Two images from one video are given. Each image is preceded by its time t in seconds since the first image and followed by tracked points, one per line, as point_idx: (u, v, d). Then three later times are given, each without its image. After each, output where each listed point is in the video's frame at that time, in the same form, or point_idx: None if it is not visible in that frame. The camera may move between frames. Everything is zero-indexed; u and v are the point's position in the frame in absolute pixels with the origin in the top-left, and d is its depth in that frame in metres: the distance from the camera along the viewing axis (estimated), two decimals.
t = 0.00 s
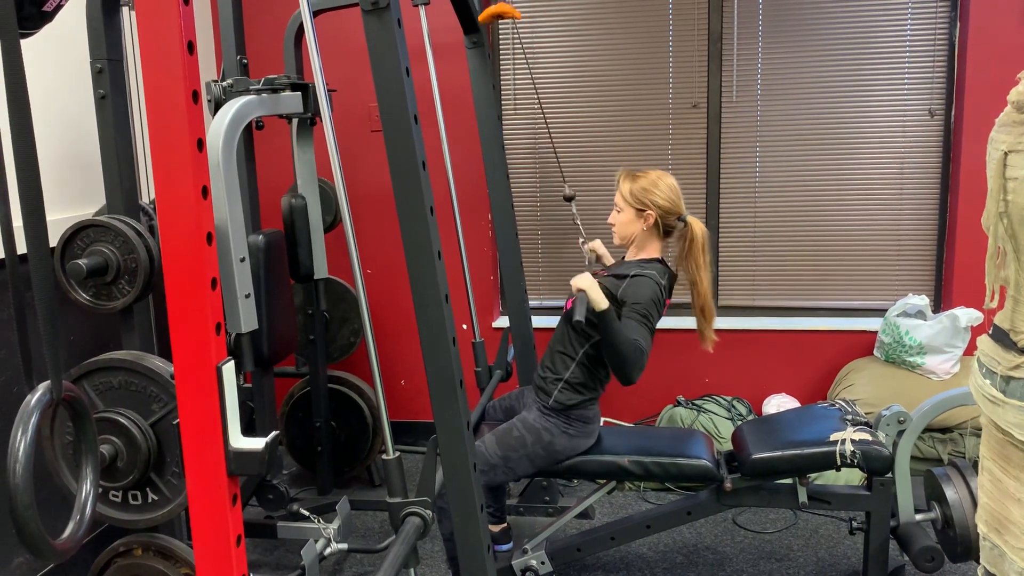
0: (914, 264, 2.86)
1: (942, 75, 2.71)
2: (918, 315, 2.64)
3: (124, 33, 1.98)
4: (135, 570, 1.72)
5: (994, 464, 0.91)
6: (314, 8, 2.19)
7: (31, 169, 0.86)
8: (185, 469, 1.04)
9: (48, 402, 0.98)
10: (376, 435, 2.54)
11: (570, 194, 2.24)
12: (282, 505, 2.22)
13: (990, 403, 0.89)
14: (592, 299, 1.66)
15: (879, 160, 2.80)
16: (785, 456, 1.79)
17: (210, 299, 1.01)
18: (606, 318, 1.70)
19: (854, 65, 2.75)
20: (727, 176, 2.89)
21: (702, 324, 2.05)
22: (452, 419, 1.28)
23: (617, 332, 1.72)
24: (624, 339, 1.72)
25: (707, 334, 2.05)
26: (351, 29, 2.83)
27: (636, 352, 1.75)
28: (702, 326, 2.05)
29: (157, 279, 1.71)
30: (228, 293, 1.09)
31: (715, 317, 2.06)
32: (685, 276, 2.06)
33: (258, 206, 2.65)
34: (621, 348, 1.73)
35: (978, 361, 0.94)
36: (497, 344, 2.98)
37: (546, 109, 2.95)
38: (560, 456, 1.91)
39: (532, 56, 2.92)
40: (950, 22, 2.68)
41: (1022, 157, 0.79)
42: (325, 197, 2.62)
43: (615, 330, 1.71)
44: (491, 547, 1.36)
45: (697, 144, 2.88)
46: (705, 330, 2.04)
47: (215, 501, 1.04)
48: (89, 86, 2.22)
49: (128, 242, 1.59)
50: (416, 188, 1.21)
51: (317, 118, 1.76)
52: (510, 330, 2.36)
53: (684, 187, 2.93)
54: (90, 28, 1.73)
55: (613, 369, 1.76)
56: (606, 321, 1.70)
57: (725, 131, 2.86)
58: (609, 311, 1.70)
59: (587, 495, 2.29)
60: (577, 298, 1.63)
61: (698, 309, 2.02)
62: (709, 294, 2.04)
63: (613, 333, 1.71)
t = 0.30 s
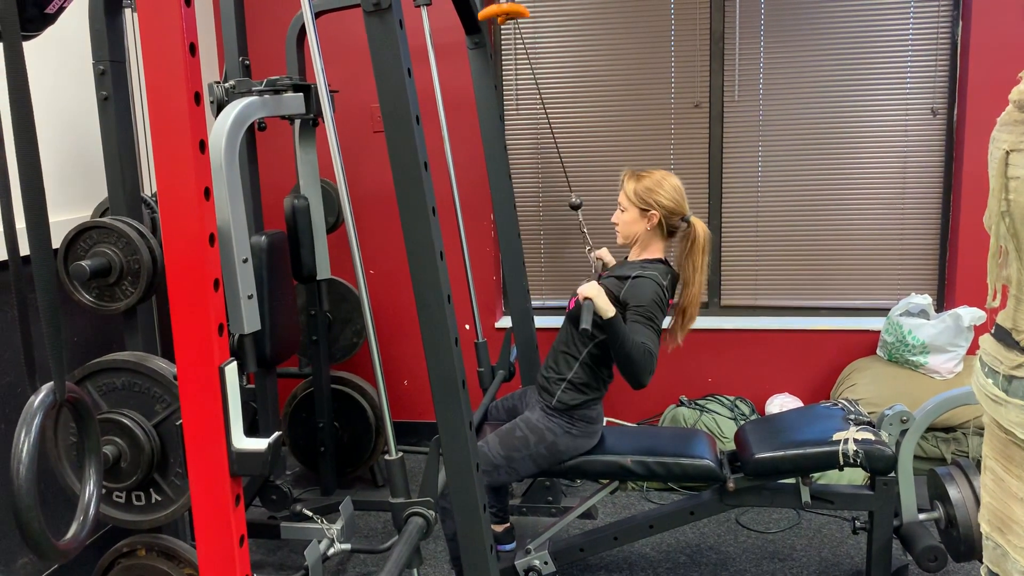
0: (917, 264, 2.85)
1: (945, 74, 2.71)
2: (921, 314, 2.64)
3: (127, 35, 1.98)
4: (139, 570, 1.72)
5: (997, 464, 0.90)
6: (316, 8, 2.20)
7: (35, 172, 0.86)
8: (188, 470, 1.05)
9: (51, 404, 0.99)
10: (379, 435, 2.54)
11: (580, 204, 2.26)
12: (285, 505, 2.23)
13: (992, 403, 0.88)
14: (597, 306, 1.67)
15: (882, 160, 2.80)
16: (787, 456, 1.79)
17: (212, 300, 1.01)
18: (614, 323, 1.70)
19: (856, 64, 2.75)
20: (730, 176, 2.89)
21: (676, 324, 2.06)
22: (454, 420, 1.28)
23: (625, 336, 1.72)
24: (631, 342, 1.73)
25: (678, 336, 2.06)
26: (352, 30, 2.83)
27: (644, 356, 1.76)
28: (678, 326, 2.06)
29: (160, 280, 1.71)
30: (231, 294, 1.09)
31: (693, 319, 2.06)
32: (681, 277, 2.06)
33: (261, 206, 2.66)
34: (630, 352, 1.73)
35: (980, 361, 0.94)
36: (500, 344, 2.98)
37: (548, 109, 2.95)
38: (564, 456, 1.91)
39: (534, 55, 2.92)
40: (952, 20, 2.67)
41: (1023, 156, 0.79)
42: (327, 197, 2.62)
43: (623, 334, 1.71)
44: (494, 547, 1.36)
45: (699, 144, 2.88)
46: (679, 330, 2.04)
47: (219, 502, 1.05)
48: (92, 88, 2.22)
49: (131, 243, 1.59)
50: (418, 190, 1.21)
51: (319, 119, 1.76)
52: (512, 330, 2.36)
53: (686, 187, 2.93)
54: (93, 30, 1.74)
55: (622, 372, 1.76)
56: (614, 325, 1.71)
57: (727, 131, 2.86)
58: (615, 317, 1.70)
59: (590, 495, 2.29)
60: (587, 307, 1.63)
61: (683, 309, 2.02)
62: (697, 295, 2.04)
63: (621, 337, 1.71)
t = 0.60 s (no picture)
0: (919, 264, 2.85)
1: (946, 73, 2.70)
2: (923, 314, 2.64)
3: (129, 37, 1.99)
4: (141, 571, 1.73)
5: (998, 464, 0.90)
6: (318, 8, 2.20)
7: (37, 173, 0.86)
8: (191, 470, 1.05)
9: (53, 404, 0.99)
10: (381, 436, 2.54)
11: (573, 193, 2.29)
12: (287, 505, 2.24)
13: (994, 402, 0.88)
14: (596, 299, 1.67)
15: (883, 159, 2.79)
16: (789, 456, 1.78)
17: (214, 301, 1.01)
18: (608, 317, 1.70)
19: (858, 64, 2.75)
20: (731, 176, 2.89)
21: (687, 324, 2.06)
22: (455, 420, 1.28)
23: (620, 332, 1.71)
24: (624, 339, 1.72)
25: (692, 340, 2.06)
26: (353, 30, 2.84)
27: (637, 353, 1.74)
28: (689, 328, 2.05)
29: (163, 281, 1.72)
30: (233, 295, 1.10)
31: (700, 319, 2.06)
32: (682, 276, 2.07)
33: (263, 206, 2.66)
34: (624, 348, 1.73)
35: (981, 361, 0.94)
36: (502, 345, 2.98)
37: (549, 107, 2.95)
38: (566, 456, 1.91)
39: (536, 53, 2.92)
40: (954, 19, 2.67)
41: None
42: (329, 198, 2.63)
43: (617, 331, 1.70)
44: (495, 547, 1.36)
45: (701, 144, 2.88)
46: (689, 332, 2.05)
47: (221, 502, 1.05)
48: (94, 89, 2.23)
49: (133, 244, 1.59)
50: (419, 191, 1.21)
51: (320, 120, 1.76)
52: (513, 331, 2.36)
53: (688, 187, 2.93)
54: (95, 32, 1.74)
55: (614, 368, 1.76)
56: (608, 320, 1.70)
57: (728, 131, 2.86)
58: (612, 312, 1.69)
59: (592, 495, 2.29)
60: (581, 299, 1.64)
61: (688, 309, 2.03)
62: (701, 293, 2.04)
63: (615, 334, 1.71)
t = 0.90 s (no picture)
0: (922, 264, 2.85)
1: (949, 73, 2.70)
2: (925, 314, 2.63)
3: (132, 37, 1.99)
4: (144, 571, 1.73)
5: (1001, 464, 0.90)
6: (320, 10, 2.20)
7: (39, 174, 0.86)
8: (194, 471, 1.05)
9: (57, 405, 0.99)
10: (383, 437, 2.55)
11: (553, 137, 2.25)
12: (289, 506, 2.24)
13: (996, 403, 0.88)
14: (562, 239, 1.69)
15: (886, 159, 2.79)
16: (791, 456, 1.78)
17: (216, 303, 1.01)
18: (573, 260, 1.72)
19: (860, 64, 2.74)
20: (733, 176, 2.89)
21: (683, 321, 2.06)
22: (457, 421, 1.28)
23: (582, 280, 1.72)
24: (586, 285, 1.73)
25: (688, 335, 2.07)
26: (355, 31, 2.84)
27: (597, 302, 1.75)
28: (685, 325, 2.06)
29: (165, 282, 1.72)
30: (236, 296, 1.10)
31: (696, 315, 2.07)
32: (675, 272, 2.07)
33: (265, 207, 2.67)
34: (583, 297, 1.73)
35: (984, 361, 0.94)
36: (504, 345, 2.98)
37: (551, 107, 2.95)
38: (568, 456, 1.91)
39: (538, 53, 2.92)
40: (956, 19, 2.66)
41: None
42: (331, 199, 2.63)
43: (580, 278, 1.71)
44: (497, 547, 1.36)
45: (703, 144, 2.88)
46: (685, 328, 2.05)
47: (223, 503, 1.05)
48: (97, 90, 2.23)
49: (135, 245, 1.60)
50: (422, 192, 1.21)
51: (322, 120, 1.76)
52: (516, 331, 2.36)
53: (690, 187, 2.92)
54: (97, 33, 1.74)
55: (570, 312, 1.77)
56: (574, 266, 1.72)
57: (730, 131, 2.86)
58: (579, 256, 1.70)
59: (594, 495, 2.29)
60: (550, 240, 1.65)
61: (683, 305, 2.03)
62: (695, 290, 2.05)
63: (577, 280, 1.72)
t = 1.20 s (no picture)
0: (924, 263, 2.84)
1: (951, 72, 2.69)
2: (928, 313, 2.63)
3: (133, 37, 1.99)
4: (146, 571, 1.73)
5: (1004, 464, 0.90)
6: (322, 10, 2.20)
7: (40, 175, 0.86)
8: (197, 471, 1.05)
9: (58, 405, 0.99)
10: (385, 436, 2.55)
11: (526, 60, 2.36)
12: (292, 506, 2.24)
13: (999, 402, 0.88)
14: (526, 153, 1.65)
15: (888, 159, 2.79)
16: (794, 455, 1.78)
17: (218, 303, 1.01)
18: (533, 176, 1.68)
19: (862, 63, 2.74)
20: (735, 176, 2.88)
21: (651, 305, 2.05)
22: (459, 420, 1.28)
23: (545, 197, 1.67)
24: (550, 198, 1.67)
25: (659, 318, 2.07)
26: (357, 31, 2.84)
27: (560, 219, 1.68)
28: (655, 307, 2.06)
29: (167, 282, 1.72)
30: (238, 296, 1.10)
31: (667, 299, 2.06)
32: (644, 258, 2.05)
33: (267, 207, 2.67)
34: (546, 212, 1.67)
35: (987, 360, 0.94)
36: (506, 345, 2.98)
37: (553, 107, 2.95)
38: (569, 455, 1.91)
39: (540, 54, 2.91)
40: (959, 18, 2.66)
41: None
42: (333, 199, 2.63)
43: (542, 194, 1.67)
44: (499, 547, 1.36)
45: (705, 144, 2.87)
46: (656, 311, 2.05)
47: (224, 503, 1.05)
48: (98, 90, 2.24)
49: (137, 245, 1.60)
50: (423, 192, 1.21)
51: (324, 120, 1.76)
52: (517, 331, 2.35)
53: (692, 186, 2.92)
54: (99, 33, 1.74)
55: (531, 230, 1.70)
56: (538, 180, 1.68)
57: (732, 131, 2.86)
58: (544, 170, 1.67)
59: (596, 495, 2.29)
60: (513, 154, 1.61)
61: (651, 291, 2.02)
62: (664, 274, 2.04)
63: (539, 195, 1.67)
